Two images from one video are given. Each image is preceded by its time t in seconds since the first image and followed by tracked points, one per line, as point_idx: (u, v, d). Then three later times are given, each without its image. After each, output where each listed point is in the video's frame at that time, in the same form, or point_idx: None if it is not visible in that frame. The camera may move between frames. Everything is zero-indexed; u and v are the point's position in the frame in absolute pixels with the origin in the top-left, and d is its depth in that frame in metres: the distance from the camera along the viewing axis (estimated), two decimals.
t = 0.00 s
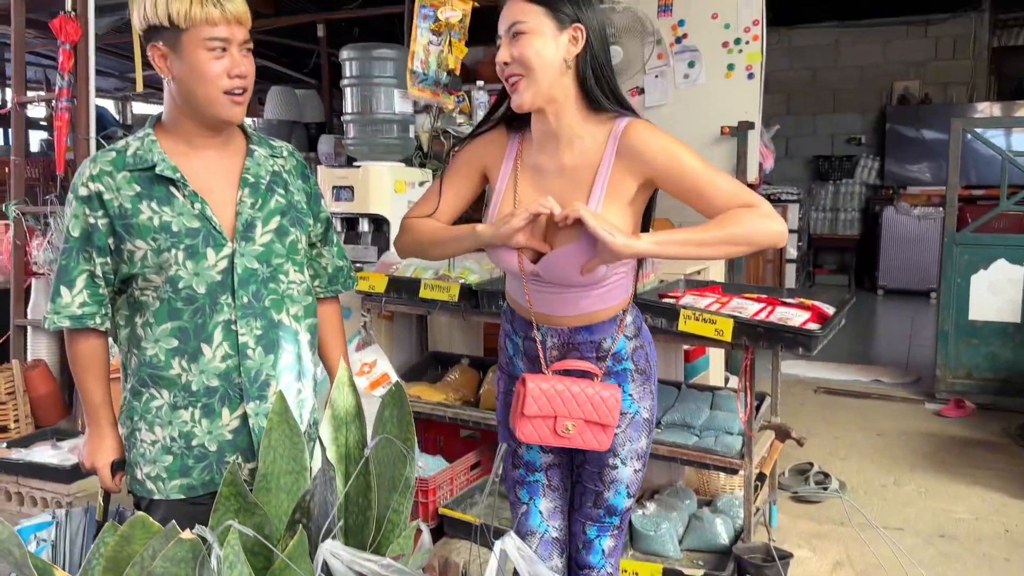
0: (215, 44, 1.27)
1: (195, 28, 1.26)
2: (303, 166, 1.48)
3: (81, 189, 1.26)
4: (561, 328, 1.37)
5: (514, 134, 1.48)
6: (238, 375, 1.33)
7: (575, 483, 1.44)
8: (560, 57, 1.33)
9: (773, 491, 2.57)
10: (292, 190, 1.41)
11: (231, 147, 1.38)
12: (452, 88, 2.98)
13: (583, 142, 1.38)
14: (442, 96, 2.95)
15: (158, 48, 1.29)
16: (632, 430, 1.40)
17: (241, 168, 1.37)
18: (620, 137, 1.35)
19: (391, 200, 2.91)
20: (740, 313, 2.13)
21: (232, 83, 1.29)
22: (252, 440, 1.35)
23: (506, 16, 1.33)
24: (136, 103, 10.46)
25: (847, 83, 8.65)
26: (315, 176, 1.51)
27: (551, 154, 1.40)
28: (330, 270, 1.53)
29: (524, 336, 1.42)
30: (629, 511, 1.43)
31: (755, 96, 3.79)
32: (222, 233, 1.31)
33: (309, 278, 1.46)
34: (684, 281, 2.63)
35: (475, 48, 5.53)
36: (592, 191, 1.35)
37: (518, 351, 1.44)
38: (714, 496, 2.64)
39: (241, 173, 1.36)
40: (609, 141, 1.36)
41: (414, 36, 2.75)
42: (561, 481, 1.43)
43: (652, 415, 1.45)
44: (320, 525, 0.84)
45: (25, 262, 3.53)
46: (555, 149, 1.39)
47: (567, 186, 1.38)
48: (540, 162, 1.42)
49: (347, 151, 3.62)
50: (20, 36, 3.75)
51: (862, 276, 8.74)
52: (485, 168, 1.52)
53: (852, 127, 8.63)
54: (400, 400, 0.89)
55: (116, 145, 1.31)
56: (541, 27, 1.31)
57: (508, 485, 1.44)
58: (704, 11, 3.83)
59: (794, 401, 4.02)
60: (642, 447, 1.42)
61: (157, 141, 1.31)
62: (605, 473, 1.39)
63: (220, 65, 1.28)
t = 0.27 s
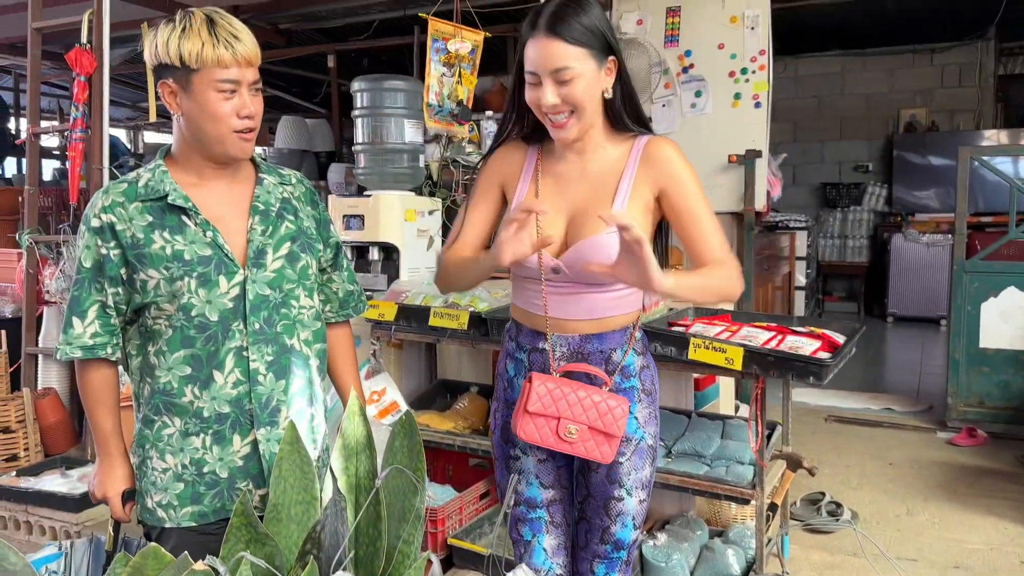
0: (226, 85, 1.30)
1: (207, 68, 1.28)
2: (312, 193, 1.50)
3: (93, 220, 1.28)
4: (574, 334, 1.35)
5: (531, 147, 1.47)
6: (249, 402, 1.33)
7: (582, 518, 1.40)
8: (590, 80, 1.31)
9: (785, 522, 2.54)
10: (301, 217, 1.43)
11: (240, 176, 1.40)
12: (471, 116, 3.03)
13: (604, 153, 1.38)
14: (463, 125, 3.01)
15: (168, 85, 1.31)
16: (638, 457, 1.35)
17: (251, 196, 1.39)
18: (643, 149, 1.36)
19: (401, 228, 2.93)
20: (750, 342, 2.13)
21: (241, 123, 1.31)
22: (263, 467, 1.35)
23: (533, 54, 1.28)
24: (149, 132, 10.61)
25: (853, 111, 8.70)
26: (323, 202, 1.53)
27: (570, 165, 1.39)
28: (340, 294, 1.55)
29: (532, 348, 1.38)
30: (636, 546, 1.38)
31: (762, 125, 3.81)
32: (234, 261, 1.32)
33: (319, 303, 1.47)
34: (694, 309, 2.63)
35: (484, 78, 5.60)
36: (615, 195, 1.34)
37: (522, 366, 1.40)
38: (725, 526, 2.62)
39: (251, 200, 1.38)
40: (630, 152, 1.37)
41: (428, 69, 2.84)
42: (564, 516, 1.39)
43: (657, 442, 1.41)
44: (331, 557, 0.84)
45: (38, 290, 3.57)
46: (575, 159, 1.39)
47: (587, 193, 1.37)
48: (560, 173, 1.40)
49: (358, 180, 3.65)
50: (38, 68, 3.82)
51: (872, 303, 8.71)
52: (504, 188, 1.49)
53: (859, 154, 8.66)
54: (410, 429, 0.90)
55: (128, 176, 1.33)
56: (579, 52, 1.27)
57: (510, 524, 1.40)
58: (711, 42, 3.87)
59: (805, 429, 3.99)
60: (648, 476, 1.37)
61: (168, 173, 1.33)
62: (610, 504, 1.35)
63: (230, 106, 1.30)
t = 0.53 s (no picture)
0: (232, 112, 1.30)
1: (211, 96, 1.28)
2: (316, 216, 1.51)
3: (99, 247, 1.28)
4: (592, 357, 1.33)
5: (538, 184, 1.46)
6: (255, 426, 1.34)
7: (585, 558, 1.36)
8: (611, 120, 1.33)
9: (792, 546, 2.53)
10: (306, 240, 1.44)
11: (244, 200, 1.41)
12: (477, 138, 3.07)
13: (617, 187, 1.39)
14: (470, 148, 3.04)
15: (173, 113, 1.31)
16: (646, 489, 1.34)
17: (256, 220, 1.40)
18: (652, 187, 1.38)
19: (407, 250, 2.95)
20: (757, 364, 2.13)
21: (248, 150, 1.32)
22: (270, 490, 1.35)
23: (548, 104, 1.30)
24: (157, 153, 10.70)
25: (857, 132, 8.74)
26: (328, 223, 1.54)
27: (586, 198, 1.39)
28: (345, 316, 1.55)
29: (546, 368, 1.36)
30: None
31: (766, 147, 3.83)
32: (239, 285, 1.33)
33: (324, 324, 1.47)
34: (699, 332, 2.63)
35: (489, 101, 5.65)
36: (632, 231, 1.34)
37: (531, 392, 1.37)
38: (732, 550, 2.60)
39: (256, 224, 1.39)
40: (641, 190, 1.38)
41: (434, 94, 2.87)
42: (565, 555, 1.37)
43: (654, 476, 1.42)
44: None
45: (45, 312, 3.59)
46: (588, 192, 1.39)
47: (603, 229, 1.36)
48: (574, 207, 1.39)
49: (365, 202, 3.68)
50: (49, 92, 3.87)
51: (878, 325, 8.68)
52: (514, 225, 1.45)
53: (864, 175, 8.68)
54: (417, 455, 0.90)
55: (134, 203, 1.33)
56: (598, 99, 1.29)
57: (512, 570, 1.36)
58: (715, 65, 3.91)
59: (811, 452, 3.97)
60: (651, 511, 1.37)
61: (173, 200, 1.34)
62: (616, 540, 1.32)
63: (236, 133, 1.30)
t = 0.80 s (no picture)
0: (224, 130, 1.27)
1: (205, 114, 1.26)
2: (319, 227, 1.52)
3: (102, 261, 1.29)
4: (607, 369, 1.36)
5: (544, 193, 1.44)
6: (258, 438, 1.34)
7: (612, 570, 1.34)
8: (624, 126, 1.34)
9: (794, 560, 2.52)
10: (308, 252, 1.45)
11: (247, 213, 1.41)
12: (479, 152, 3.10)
13: (628, 197, 1.41)
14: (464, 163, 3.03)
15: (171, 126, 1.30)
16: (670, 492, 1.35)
17: (258, 232, 1.40)
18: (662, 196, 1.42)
19: (409, 263, 2.95)
20: (759, 377, 2.13)
21: (239, 167, 1.29)
22: (273, 502, 1.35)
23: (555, 112, 1.30)
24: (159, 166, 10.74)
25: (856, 146, 8.77)
26: (330, 234, 1.55)
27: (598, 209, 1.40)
28: (347, 326, 1.56)
29: (562, 385, 1.36)
30: None
31: (766, 161, 3.86)
32: (242, 298, 1.34)
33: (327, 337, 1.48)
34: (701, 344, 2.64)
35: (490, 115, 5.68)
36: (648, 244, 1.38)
37: (547, 408, 1.37)
38: (734, 564, 2.58)
39: (259, 236, 1.40)
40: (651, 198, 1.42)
41: (435, 105, 2.87)
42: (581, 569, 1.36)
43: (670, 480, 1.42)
44: None
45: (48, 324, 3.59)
46: (599, 202, 1.40)
47: (618, 241, 1.38)
48: (586, 218, 1.40)
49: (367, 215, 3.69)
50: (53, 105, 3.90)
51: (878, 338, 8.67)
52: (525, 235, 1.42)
53: (864, 189, 8.71)
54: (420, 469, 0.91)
55: (136, 216, 1.33)
56: (608, 107, 1.30)
57: None
58: (715, 80, 3.93)
59: (813, 465, 3.96)
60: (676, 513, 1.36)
61: (176, 214, 1.34)
62: (646, 543, 1.31)
63: (227, 149, 1.28)
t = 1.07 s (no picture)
0: (219, 143, 1.27)
1: (201, 125, 1.26)
2: (319, 235, 1.52)
3: (103, 268, 1.30)
4: (657, 391, 1.37)
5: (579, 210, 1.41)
6: (255, 448, 1.35)
7: None
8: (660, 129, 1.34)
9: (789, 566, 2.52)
10: (308, 262, 1.45)
11: (248, 222, 1.42)
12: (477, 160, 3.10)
13: (665, 207, 1.41)
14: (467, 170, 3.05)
15: (171, 137, 1.31)
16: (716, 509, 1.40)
17: (259, 242, 1.40)
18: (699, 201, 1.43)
19: (407, 270, 2.97)
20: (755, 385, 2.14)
21: (233, 180, 1.29)
22: (269, 512, 1.36)
23: (589, 117, 1.29)
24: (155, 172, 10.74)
25: (851, 154, 8.82)
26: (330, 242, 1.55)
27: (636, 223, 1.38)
28: (345, 336, 1.57)
29: (609, 407, 1.37)
30: None
31: (762, 169, 3.89)
32: (241, 308, 1.34)
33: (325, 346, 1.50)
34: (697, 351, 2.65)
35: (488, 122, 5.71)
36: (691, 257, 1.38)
37: (594, 430, 1.39)
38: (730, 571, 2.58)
39: (260, 246, 1.40)
40: (688, 204, 1.43)
41: (434, 113, 2.91)
42: None
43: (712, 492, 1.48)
44: None
45: (44, 330, 3.59)
46: (637, 214, 1.38)
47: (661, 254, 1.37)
48: (626, 232, 1.38)
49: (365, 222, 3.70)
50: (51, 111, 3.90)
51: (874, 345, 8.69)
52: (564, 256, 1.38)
53: (859, 197, 8.76)
54: (419, 473, 0.92)
55: (137, 224, 1.34)
56: (644, 113, 1.29)
57: None
58: (712, 88, 3.96)
59: (808, 472, 3.97)
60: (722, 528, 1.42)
61: (177, 222, 1.35)
62: (698, 562, 1.37)
63: (223, 162, 1.28)
